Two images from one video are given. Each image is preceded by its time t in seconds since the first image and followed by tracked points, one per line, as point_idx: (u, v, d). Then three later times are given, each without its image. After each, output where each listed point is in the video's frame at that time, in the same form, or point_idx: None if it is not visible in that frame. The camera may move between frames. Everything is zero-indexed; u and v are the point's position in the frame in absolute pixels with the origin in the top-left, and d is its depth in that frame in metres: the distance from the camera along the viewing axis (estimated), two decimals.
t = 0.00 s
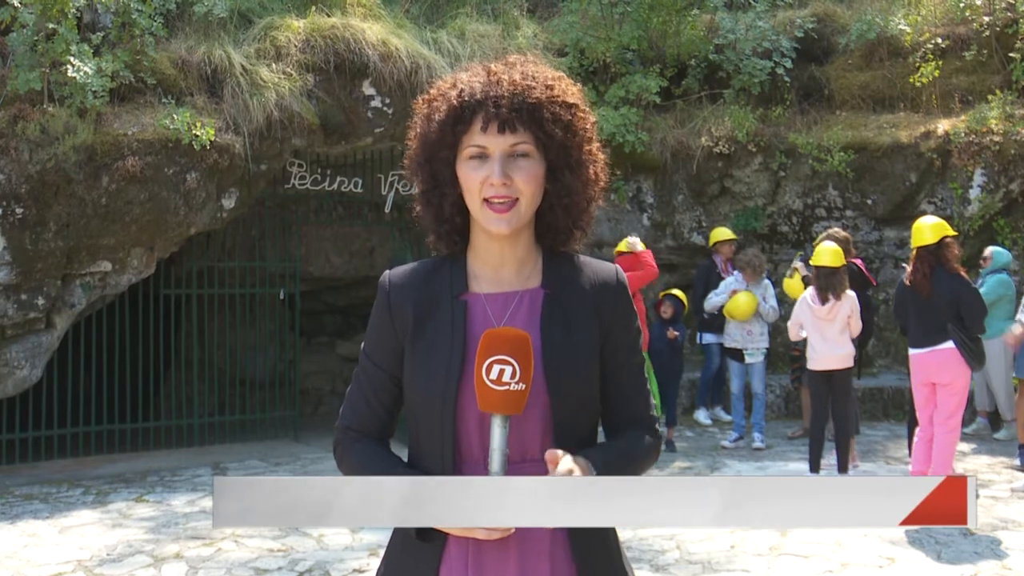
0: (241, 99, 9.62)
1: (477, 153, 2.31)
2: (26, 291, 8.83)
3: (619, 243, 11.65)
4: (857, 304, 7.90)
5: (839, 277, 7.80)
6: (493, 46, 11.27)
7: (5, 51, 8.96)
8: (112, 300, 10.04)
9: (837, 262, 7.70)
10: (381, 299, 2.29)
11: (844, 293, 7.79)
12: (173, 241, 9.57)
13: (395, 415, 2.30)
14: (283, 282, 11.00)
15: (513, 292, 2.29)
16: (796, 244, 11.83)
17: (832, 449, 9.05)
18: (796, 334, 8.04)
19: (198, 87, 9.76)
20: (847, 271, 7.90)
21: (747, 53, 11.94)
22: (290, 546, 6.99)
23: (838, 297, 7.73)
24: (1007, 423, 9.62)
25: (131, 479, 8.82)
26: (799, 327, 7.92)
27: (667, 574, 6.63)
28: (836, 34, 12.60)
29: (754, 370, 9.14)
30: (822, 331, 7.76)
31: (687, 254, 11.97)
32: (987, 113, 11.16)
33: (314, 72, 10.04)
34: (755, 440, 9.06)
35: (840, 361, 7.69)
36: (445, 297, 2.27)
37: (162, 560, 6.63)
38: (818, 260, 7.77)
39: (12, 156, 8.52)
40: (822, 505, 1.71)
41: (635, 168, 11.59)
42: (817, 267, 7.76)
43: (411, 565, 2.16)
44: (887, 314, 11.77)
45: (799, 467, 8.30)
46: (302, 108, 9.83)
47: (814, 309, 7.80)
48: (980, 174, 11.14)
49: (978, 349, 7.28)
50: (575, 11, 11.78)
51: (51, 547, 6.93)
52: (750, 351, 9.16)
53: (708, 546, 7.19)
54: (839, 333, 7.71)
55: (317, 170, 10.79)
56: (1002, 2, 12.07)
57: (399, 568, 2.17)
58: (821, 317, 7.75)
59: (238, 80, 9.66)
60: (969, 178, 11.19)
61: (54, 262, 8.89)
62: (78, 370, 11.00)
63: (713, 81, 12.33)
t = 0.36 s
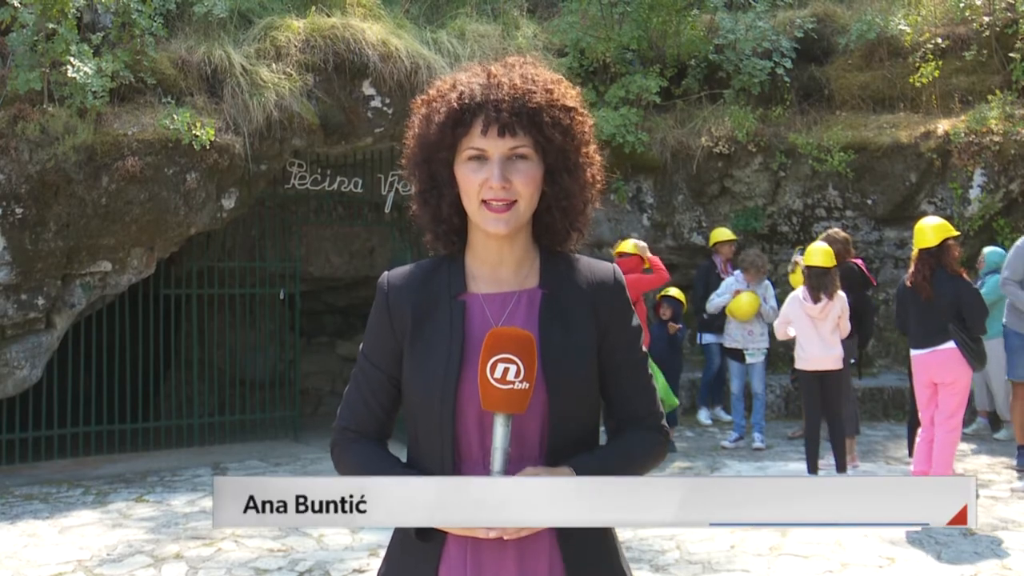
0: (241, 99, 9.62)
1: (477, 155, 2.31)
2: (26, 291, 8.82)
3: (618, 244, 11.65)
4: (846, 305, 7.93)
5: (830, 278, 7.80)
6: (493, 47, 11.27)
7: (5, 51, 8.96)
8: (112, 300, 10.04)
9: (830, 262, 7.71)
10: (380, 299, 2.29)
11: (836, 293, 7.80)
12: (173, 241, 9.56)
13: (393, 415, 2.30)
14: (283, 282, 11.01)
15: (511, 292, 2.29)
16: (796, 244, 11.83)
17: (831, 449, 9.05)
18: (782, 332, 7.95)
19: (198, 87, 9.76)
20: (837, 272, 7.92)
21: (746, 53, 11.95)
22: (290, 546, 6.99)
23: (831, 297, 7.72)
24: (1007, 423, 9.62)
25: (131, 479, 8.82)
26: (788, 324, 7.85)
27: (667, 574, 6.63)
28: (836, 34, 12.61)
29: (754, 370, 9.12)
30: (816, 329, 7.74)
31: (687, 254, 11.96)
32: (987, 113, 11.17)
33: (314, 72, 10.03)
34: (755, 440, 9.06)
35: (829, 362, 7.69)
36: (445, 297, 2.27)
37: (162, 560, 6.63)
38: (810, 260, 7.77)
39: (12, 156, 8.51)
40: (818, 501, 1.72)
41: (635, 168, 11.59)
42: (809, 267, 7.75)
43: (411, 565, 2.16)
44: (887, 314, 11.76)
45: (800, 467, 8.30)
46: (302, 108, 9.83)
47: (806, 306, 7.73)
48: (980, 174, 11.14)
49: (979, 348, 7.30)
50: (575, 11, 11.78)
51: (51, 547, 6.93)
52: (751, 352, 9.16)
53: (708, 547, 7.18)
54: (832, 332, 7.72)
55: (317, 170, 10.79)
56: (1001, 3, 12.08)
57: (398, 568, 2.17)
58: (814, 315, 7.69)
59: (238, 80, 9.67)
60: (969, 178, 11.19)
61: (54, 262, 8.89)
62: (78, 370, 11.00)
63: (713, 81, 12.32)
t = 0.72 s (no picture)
0: (241, 99, 9.62)
1: (479, 159, 2.31)
2: (26, 291, 8.82)
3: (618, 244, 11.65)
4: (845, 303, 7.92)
5: (828, 277, 7.80)
6: (493, 46, 11.27)
7: (5, 51, 8.96)
8: (113, 301, 10.04)
9: (828, 261, 7.70)
10: (380, 299, 2.29)
11: (835, 292, 7.80)
12: (173, 241, 9.56)
13: (391, 415, 2.29)
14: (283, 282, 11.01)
15: (510, 293, 2.29)
16: (796, 244, 11.83)
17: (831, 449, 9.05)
18: (783, 333, 7.95)
19: (198, 87, 9.76)
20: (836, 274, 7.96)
21: (747, 53, 11.95)
22: (290, 546, 7.00)
23: (829, 297, 7.72)
24: (1007, 423, 9.62)
25: (130, 479, 8.83)
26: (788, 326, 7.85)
27: (667, 574, 6.62)
28: (836, 34, 12.61)
29: (755, 370, 9.11)
30: (815, 329, 7.72)
31: (687, 254, 11.96)
32: (987, 113, 11.18)
33: (314, 72, 10.03)
34: (755, 440, 9.07)
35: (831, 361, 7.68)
36: (444, 296, 2.27)
37: (162, 560, 6.63)
38: (808, 260, 7.79)
39: (12, 155, 8.51)
40: (819, 497, 1.72)
41: (636, 168, 11.58)
42: (807, 267, 7.77)
43: (411, 565, 2.16)
44: (887, 314, 11.75)
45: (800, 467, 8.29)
46: (303, 108, 9.83)
47: (805, 308, 7.73)
48: (980, 174, 11.13)
49: (982, 348, 7.30)
50: (575, 11, 11.79)
51: (51, 547, 6.92)
52: (752, 352, 9.14)
53: (708, 547, 7.18)
54: (831, 332, 7.71)
55: (317, 170, 10.79)
56: (1002, 2, 12.07)
57: (398, 568, 2.17)
58: (813, 316, 7.69)
59: (238, 80, 9.67)
60: (969, 178, 11.19)
61: (54, 262, 8.88)
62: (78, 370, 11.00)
63: (713, 81, 12.31)
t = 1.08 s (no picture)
0: (241, 99, 9.62)
1: (480, 161, 2.32)
2: (27, 291, 8.82)
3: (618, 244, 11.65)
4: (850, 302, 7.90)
5: (832, 277, 7.74)
6: (494, 47, 11.27)
7: (6, 51, 8.96)
8: (113, 301, 10.03)
9: (831, 263, 7.64)
10: (379, 300, 2.28)
11: (839, 292, 7.73)
12: (173, 241, 9.55)
13: (391, 415, 2.29)
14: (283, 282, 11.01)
15: (511, 292, 2.29)
16: (796, 244, 11.81)
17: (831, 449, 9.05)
18: (790, 334, 7.97)
19: (199, 87, 9.75)
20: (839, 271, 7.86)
21: (747, 53, 11.95)
22: (290, 546, 7.00)
23: (833, 297, 7.68)
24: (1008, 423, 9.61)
25: (131, 479, 8.83)
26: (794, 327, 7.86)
27: (667, 574, 6.62)
28: (836, 34, 12.61)
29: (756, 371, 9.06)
30: (819, 330, 7.72)
31: (687, 254, 11.95)
32: (988, 113, 11.17)
33: (314, 72, 10.02)
34: (755, 440, 9.06)
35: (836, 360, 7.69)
36: (444, 296, 2.27)
37: (162, 560, 6.63)
38: (812, 261, 7.71)
39: (12, 156, 8.52)
40: (820, 496, 1.72)
41: (636, 168, 11.58)
42: (810, 268, 7.69)
43: (411, 565, 2.16)
44: (887, 314, 11.74)
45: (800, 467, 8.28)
46: (303, 108, 9.82)
47: (809, 309, 7.72)
48: (981, 174, 11.11)
49: (984, 349, 7.32)
50: (575, 11, 11.79)
51: (51, 547, 6.92)
52: (755, 351, 9.07)
53: (708, 547, 7.18)
54: (836, 332, 7.70)
55: (317, 170, 10.78)
56: (1002, 2, 12.06)
57: (398, 568, 2.17)
58: (817, 317, 7.69)
59: (238, 80, 9.67)
60: (969, 178, 11.17)
61: (54, 262, 8.88)
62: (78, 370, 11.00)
63: (713, 81, 12.31)
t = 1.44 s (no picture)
0: (241, 99, 9.63)
1: (479, 162, 2.32)
2: (26, 291, 8.82)
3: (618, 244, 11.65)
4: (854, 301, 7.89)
5: (836, 277, 7.75)
6: (493, 47, 11.27)
7: (5, 51, 8.96)
8: (113, 301, 10.02)
9: (836, 263, 7.66)
10: (379, 301, 2.28)
11: (843, 293, 7.71)
12: (173, 241, 9.55)
13: (391, 415, 2.29)
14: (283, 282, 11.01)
15: (509, 292, 2.29)
16: (796, 244, 11.74)
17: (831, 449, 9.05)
18: (794, 335, 7.99)
19: (199, 87, 9.75)
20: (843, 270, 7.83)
21: (747, 53, 11.95)
22: (290, 546, 7.00)
23: (836, 297, 7.67)
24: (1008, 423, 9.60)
25: (131, 479, 8.83)
26: (797, 327, 7.88)
27: (667, 574, 6.63)
28: (836, 34, 12.61)
29: (757, 371, 9.02)
30: (823, 330, 7.75)
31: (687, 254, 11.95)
32: (988, 113, 11.16)
33: (314, 72, 10.02)
34: (755, 440, 9.06)
35: (838, 362, 7.69)
36: (443, 296, 2.27)
37: (162, 560, 6.63)
38: (816, 260, 7.74)
39: (12, 156, 8.52)
40: (820, 496, 1.72)
41: (636, 168, 11.58)
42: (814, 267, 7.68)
43: (411, 566, 2.16)
44: (887, 314, 11.73)
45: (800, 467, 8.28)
46: (303, 108, 9.82)
47: (812, 309, 7.74)
48: (981, 174, 11.11)
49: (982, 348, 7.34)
50: (575, 11, 11.79)
51: (51, 547, 6.92)
52: (758, 351, 9.03)
53: (708, 547, 7.19)
54: (839, 332, 7.72)
55: (317, 170, 10.77)
56: (1002, 2, 12.06)
57: (399, 568, 2.17)
58: (820, 317, 7.70)
59: (238, 80, 9.67)
60: (969, 178, 11.17)
61: (54, 262, 8.88)
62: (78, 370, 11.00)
63: (713, 81, 12.30)
